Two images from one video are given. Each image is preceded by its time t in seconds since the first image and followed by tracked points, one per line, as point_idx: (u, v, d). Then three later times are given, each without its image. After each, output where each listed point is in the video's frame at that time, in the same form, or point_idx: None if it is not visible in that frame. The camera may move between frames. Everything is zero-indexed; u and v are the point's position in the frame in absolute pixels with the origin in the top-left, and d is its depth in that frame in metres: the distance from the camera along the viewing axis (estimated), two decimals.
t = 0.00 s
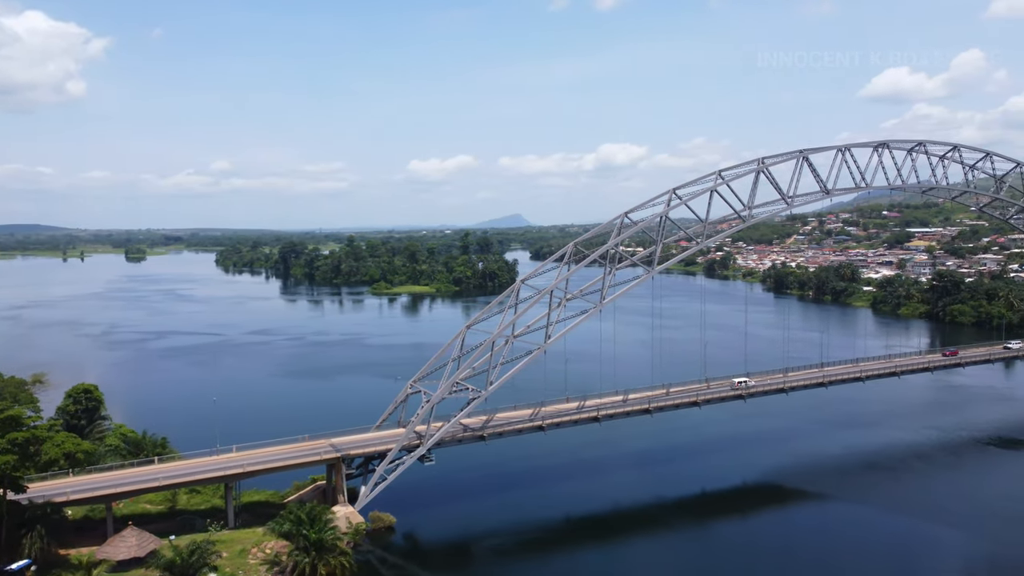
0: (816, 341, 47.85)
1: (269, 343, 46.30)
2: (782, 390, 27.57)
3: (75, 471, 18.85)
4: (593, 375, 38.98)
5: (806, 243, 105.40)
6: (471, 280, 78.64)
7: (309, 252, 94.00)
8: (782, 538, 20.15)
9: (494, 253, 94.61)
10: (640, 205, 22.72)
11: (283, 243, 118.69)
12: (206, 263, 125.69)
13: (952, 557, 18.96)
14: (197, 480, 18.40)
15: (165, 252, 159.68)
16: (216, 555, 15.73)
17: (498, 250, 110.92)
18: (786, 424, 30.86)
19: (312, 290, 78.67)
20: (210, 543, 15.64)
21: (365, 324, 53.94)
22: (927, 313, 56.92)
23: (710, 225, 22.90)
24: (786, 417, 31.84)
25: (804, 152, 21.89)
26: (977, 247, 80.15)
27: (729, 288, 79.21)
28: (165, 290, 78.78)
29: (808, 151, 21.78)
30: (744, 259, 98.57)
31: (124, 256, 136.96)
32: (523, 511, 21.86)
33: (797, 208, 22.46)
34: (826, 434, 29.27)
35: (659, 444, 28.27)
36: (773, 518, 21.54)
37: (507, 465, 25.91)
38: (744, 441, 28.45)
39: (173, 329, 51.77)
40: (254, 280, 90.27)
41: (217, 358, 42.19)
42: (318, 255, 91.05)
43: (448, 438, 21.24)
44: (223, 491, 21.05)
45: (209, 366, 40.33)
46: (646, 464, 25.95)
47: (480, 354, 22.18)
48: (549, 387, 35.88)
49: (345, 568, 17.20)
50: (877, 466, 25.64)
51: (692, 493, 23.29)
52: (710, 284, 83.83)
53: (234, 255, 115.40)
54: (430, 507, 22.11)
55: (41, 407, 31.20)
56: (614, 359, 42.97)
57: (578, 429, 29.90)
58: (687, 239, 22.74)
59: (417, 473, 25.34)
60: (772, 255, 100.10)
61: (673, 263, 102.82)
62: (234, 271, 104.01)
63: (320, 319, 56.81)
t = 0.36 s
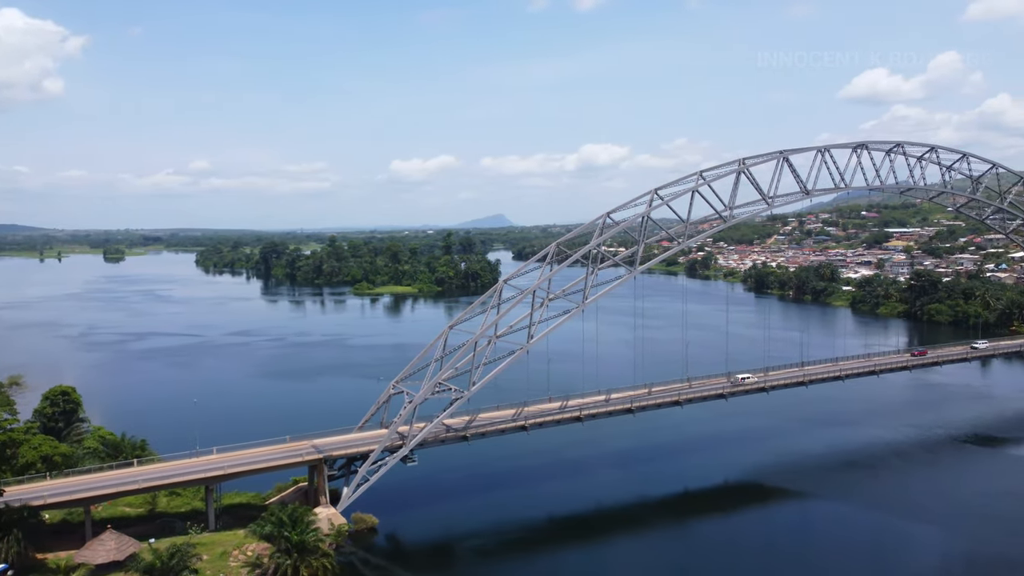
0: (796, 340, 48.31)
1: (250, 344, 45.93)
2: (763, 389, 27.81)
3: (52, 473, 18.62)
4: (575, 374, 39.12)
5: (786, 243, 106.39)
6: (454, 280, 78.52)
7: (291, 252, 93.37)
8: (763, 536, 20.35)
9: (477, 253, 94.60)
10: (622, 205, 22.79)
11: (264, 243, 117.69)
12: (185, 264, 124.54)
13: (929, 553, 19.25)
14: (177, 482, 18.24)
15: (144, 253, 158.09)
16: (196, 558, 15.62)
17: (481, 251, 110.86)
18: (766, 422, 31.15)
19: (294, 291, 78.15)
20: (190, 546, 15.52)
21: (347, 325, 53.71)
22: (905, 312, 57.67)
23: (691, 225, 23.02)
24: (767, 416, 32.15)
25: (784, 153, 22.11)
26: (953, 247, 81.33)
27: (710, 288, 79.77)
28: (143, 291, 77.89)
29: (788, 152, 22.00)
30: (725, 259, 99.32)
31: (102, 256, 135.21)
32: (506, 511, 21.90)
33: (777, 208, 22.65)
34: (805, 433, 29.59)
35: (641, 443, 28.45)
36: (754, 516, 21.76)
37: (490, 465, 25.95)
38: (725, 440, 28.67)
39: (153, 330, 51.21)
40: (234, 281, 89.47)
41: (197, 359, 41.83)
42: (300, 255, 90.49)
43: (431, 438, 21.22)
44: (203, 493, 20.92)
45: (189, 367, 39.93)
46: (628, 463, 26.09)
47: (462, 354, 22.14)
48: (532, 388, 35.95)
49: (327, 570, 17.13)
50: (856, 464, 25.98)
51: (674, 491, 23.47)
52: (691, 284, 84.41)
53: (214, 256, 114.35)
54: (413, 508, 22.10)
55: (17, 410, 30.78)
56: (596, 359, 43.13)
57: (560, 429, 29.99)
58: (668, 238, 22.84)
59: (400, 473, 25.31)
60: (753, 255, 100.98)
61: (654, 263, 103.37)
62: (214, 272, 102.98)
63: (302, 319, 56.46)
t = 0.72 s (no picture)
0: (776, 340, 48.79)
1: (230, 345, 45.55)
2: (744, 389, 28.05)
3: (29, 477, 18.37)
4: (558, 375, 39.21)
5: (767, 243, 107.38)
6: (437, 281, 78.36)
7: (272, 253, 92.66)
8: (743, 534, 20.56)
9: (459, 254, 94.56)
10: (604, 206, 22.90)
11: (244, 244, 116.75)
12: (165, 264, 123.29)
13: (906, 550, 19.55)
14: (157, 485, 18.08)
15: (124, 253, 156.41)
16: (177, 561, 15.49)
17: (463, 251, 110.75)
18: (747, 421, 31.45)
19: (275, 291, 77.53)
20: (170, 549, 15.40)
21: (329, 326, 53.40)
22: (884, 311, 58.43)
23: (673, 225, 23.20)
24: (747, 415, 32.45)
25: (763, 154, 22.40)
26: (930, 247, 82.54)
27: (691, 288, 80.28)
28: (121, 292, 76.92)
29: (767, 153, 22.29)
30: (706, 259, 100.04)
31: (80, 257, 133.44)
32: (489, 512, 21.94)
33: (757, 209, 22.91)
34: (785, 432, 29.91)
35: (623, 442, 28.61)
36: (735, 514, 21.98)
37: (473, 465, 25.99)
38: (706, 439, 28.91)
39: (131, 332, 50.58)
40: (214, 282, 88.59)
41: (177, 360, 41.41)
42: (281, 256, 89.82)
43: (414, 439, 21.20)
44: (183, 496, 20.76)
45: (169, 369, 39.52)
46: (611, 463, 26.23)
47: (445, 355, 22.11)
48: (514, 388, 35.99)
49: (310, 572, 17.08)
50: (835, 462, 26.31)
51: (656, 491, 23.65)
52: (673, 284, 84.88)
53: (193, 257, 113.25)
54: (395, 508, 22.09)
55: None
56: (578, 359, 43.26)
57: (543, 429, 30.09)
58: (650, 239, 22.98)
59: (382, 474, 25.28)
60: (734, 255, 101.83)
61: (636, 264, 103.85)
62: (194, 273, 101.87)
63: (283, 320, 56.08)
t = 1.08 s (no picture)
0: (757, 339, 49.22)
1: (211, 346, 45.16)
2: (725, 388, 28.28)
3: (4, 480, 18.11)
4: (540, 375, 39.27)
5: (747, 244, 108.31)
6: (419, 282, 78.18)
7: (252, 253, 91.95)
8: (724, 533, 20.74)
9: (442, 254, 94.44)
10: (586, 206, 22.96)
11: (225, 245, 115.77)
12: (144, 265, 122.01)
13: (885, 547, 19.83)
14: (136, 488, 17.90)
15: (102, 254, 154.82)
16: (156, 565, 15.35)
17: (446, 251, 110.70)
18: (728, 420, 31.70)
19: (255, 292, 76.93)
20: (149, 552, 15.25)
21: (311, 326, 53.13)
22: (863, 311, 59.14)
23: (655, 225, 23.32)
24: (729, 414, 32.71)
25: (744, 154, 22.63)
26: (908, 247, 83.70)
27: (673, 288, 80.77)
28: (99, 293, 75.94)
29: (748, 154, 22.53)
30: (687, 259, 100.75)
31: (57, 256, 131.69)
32: (471, 512, 21.96)
33: (738, 209, 23.13)
34: (766, 430, 30.20)
35: (606, 442, 28.74)
36: (716, 513, 22.16)
37: (456, 466, 25.99)
38: (688, 439, 29.11)
39: (109, 333, 49.95)
40: (193, 283, 87.71)
41: (156, 361, 41.00)
42: (262, 257, 89.18)
43: (396, 440, 21.15)
44: (163, 499, 20.58)
45: (147, 370, 39.10)
46: (593, 462, 26.34)
47: (427, 355, 22.05)
48: (497, 388, 36.00)
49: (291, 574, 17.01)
50: (815, 460, 26.61)
51: (638, 490, 23.79)
52: (655, 284, 85.38)
53: (173, 257, 112.12)
54: (378, 510, 22.03)
55: None
56: (561, 359, 43.36)
57: (526, 429, 30.15)
58: (632, 239, 23.08)
59: (365, 475, 25.20)
60: (715, 255, 102.64)
61: (619, 264, 104.31)
62: (173, 273, 100.86)
63: (263, 321, 55.67)
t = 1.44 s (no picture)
0: (738, 339, 49.63)
1: (191, 348, 44.75)
2: (707, 387, 28.52)
3: None
4: (523, 375, 39.31)
5: (729, 244, 109.17)
6: (401, 282, 77.97)
7: (233, 254, 91.20)
8: (707, 531, 20.91)
9: (425, 254, 94.18)
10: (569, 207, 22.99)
11: (205, 246, 114.80)
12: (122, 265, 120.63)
13: (864, 544, 20.10)
14: (115, 491, 17.72)
15: (80, 254, 153.27)
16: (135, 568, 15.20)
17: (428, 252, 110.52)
18: (709, 420, 31.96)
19: (236, 293, 76.35)
20: (129, 556, 15.11)
21: (292, 327, 52.84)
22: (842, 310, 59.87)
23: (637, 226, 23.42)
24: (710, 414, 32.98)
25: (726, 155, 22.87)
26: (887, 247, 84.83)
27: (655, 288, 81.25)
28: (76, 294, 74.94)
29: (729, 155, 22.77)
30: (669, 259, 101.39)
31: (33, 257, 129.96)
32: (454, 513, 21.97)
33: (719, 210, 23.33)
34: (747, 429, 30.48)
35: (588, 442, 28.87)
36: (698, 512, 22.33)
37: (439, 466, 25.99)
38: (670, 438, 29.32)
39: (86, 334, 49.31)
40: (173, 284, 86.84)
41: (135, 363, 40.54)
42: (243, 258, 88.50)
43: (379, 441, 21.11)
44: (143, 502, 20.40)
45: (126, 372, 38.66)
46: (576, 462, 26.45)
47: (410, 355, 21.98)
48: (480, 389, 36.01)
49: None
50: (795, 459, 26.91)
51: (620, 489, 23.93)
52: (637, 284, 85.79)
53: (153, 257, 110.93)
54: (360, 511, 21.98)
55: None
56: (544, 359, 43.45)
57: (509, 430, 30.21)
58: (615, 240, 23.16)
59: (347, 476, 25.14)
60: (697, 255, 103.39)
61: (601, 264, 104.70)
62: (152, 274, 99.93)
63: (244, 322, 55.28)
